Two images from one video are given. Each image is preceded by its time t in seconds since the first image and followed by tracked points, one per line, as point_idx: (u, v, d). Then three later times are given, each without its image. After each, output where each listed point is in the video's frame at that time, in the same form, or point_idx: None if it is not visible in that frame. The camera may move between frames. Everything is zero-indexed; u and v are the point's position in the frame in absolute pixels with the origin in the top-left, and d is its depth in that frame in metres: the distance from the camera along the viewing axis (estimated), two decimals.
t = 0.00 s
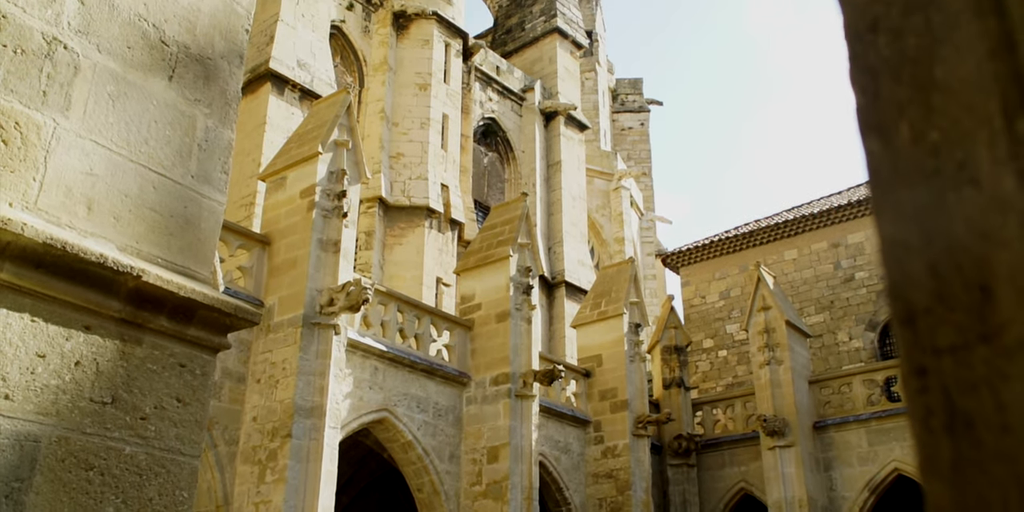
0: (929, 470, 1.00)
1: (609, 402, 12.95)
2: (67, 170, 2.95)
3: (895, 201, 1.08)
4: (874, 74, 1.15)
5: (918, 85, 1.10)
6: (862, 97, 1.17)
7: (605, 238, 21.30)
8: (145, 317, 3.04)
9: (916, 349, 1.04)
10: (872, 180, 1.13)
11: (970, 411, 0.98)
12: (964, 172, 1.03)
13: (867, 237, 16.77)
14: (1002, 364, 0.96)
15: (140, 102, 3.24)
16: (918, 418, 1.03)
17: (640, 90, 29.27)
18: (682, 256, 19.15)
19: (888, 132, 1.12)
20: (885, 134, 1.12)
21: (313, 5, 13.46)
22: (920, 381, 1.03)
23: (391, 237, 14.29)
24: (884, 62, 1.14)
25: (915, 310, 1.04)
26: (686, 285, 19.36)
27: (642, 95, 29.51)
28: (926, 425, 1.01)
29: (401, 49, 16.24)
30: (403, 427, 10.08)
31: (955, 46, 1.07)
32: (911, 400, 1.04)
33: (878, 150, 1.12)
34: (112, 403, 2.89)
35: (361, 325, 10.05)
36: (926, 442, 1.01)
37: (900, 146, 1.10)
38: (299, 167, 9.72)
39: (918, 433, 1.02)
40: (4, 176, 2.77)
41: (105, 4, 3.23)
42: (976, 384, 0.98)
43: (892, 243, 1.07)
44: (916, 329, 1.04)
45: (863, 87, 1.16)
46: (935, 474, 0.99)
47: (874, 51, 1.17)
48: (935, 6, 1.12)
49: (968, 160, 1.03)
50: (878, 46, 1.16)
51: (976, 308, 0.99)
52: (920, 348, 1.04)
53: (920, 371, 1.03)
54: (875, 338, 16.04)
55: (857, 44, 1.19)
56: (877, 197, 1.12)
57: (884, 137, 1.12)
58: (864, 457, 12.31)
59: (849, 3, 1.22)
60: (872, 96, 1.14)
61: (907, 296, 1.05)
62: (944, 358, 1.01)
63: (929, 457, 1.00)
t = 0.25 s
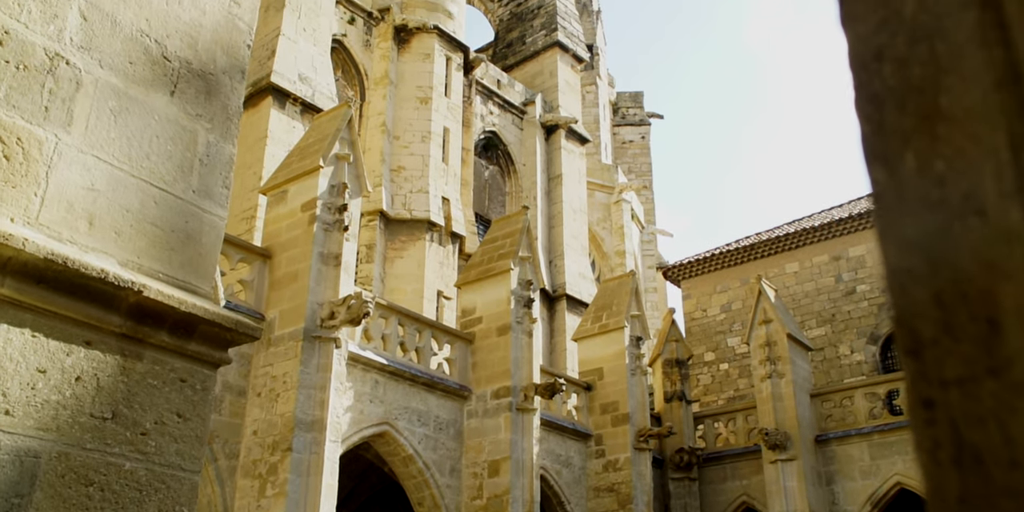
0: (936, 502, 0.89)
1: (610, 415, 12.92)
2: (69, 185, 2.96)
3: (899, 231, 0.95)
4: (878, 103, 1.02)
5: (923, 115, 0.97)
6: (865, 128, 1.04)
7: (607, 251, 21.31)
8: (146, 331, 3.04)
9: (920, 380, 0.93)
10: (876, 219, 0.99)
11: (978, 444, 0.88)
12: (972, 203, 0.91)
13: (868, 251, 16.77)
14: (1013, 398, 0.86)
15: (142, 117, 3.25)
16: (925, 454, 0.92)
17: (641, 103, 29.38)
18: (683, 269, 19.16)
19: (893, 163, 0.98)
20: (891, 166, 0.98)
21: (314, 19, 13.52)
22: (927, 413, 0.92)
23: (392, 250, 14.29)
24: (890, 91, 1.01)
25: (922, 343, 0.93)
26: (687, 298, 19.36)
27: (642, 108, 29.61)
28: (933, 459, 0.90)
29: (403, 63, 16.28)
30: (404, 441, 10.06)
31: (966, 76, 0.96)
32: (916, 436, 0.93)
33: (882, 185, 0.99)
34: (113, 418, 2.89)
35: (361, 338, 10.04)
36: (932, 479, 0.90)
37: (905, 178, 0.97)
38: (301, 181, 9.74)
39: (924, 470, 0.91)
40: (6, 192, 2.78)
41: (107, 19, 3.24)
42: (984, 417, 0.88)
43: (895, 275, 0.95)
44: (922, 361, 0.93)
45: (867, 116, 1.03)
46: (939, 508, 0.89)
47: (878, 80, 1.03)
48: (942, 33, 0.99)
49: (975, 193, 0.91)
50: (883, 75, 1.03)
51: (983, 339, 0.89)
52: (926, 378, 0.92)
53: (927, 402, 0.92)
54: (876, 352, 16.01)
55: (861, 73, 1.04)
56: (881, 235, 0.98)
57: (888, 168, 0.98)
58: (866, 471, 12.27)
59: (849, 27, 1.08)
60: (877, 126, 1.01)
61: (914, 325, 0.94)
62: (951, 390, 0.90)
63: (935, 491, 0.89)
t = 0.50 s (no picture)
0: None
1: (611, 428, 12.89)
2: (70, 200, 2.96)
3: (902, 261, 0.94)
4: (880, 132, 1.02)
5: (926, 144, 0.97)
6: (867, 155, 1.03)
7: (608, 263, 21.32)
8: (147, 347, 3.04)
9: (923, 413, 0.91)
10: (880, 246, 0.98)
11: (983, 479, 0.86)
12: (975, 233, 0.89)
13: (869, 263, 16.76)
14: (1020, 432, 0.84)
15: (143, 131, 3.26)
16: (928, 488, 0.90)
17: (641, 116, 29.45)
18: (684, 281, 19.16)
19: (896, 192, 0.97)
20: (894, 194, 0.97)
21: (316, 32, 13.58)
22: (932, 447, 0.90)
23: (393, 263, 14.30)
24: (892, 120, 1.01)
25: (925, 374, 0.92)
26: (688, 310, 19.35)
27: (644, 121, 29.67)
28: (938, 492, 0.88)
29: (404, 76, 16.32)
30: (405, 455, 10.03)
31: (968, 106, 0.94)
32: (920, 470, 0.91)
33: (885, 213, 0.98)
34: (114, 433, 2.89)
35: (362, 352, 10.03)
36: None
37: (908, 209, 0.95)
38: (303, 194, 9.75)
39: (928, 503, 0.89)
40: (8, 207, 2.78)
41: (109, 34, 3.25)
42: (988, 451, 0.86)
43: (899, 306, 0.94)
44: (926, 394, 0.91)
45: (868, 145, 1.02)
46: None
47: (880, 109, 1.03)
48: (943, 62, 0.98)
49: (978, 222, 0.89)
50: (885, 103, 1.02)
51: (988, 373, 0.87)
52: (929, 411, 0.91)
53: (931, 435, 0.90)
54: (878, 365, 15.98)
55: (863, 101, 1.04)
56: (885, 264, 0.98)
57: (892, 196, 0.97)
58: (868, 485, 12.22)
59: (851, 55, 1.07)
60: (878, 155, 1.01)
61: (918, 359, 0.92)
62: (955, 423, 0.88)
63: None
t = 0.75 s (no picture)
0: None
1: (612, 441, 12.87)
2: (71, 214, 2.96)
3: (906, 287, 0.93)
4: (882, 159, 1.00)
5: (928, 171, 0.95)
6: (870, 183, 1.01)
7: (608, 275, 21.33)
8: (148, 361, 3.04)
9: (928, 442, 0.90)
10: (885, 275, 0.96)
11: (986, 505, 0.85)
12: (978, 262, 0.87)
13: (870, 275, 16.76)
14: None
15: (145, 145, 3.27)
16: None
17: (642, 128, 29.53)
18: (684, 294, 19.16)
19: (898, 219, 0.95)
20: (896, 221, 0.96)
21: (317, 45, 13.62)
22: (936, 477, 0.89)
23: (394, 275, 14.31)
24: (892, 147, 0.99)
25: (929, 403, 0.90)
26: (689, 323, 19.34)
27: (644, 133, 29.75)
28: None
29: (405, 88, 16.36)
30: (405, 467, 10.00)
31: (971, 131, 0.92)
32: (925, 500, 0.90)
33: (888, 242, 0.96)
34: (114, 447, 2.88)
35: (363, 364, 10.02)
36: None
37: (910, 236, 0.93)
38: (304, 206, 9.77)
39: None
40: (9, 220, 2.78)
41: (112, 48, 3.27)
42: (992, 480, 0.85)
43: (903, 333, 0.93)
44: (931, 423, 0.90)
45: (870, 172, 1.01)
46: None
47: (883, 135, 1.00)
48: (946, 89, 0.95)
49: (981, 251, 0.87)
50: (887, 130, 1.00)
51: (992, 403, 0.85)
52: (934, 441, 0.90)
53: (935, 465, 0.89)
54: (879, 377, 15.95)
55: (865, 129, 1.02)
56: (889, 293, 0.96)
57: (894, 225, 0.96)
58: (870, 498, 12.18)
59: (854, 81, 1.05)
60: (881, 183, 0.98)
61: (921, 387, 0.91)
62: (959, 453, 0.87)
63: None
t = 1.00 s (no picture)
0: None
1: (613, 453, 12.85)
2: (72, 227, 2.97)
3: (909, 311, 1.02)
4: (886, 183, 1.10)
5: (931, 195, 1.04)
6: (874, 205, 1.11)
7: (609, 287, 21.30)
8: (148, 374, 3.04)
9: (933, 467, 0.98)
10: (888, 293, 1.06)
11: None
12: (981, 286, 0.96)
13: (871, 287, 16.76)
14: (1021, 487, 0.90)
15: (146, 158, 3.27)
16: None
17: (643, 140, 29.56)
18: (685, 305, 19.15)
19: (902, 242, 1.04)
20: (900, 244, 1.04)
21: (319, 57, 13.67)
22: (940, 499, 0.97)
23: (395, 287, 14.31)
24: (897, 171, 1.08)
25: (934, 428, 0.98)
26: (690, 334, 19.33)
27: (644, 145, 29.74)
28: None
29: (406, 100, 16.40)
30: (406, 479, 9.98)
31: (973, 158, 1.01)
32: None
33: (891, 259, 1.05)
34: (113, 461, 2.87)
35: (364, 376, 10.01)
36: None
37: (913, 259, 1.03)
38: (304, 217, 9.77)
39: None
40: (10, 234, 2.78)
41: (113, 62, 3.27)
42: (995, 503, 0.92)
43: (907, 358, 1.01)
44: (936, 450, 0.98)
45: (875, 195, 1.10)
46: None
47: (886, 158, 1.10)
48: (948, 114, 1.05)
49: (984, 276, 0.96)
50: (890, 154, 1.10)
51: (997, 428, 0.93)
52: (939, 465, 0.97)
53: (940, 490, 0.97)
54: (881, 389, 15.91)
55: (868, 151, 1.12)
56: (894, 316, 1.05)
57: (897, 246, 1.05)
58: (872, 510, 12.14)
59: (858, 104, 1.15)
60: (884, 207, 1.08)
61: (926, 413, 0.99)
62: (964, 478, 0.95)
63: None
